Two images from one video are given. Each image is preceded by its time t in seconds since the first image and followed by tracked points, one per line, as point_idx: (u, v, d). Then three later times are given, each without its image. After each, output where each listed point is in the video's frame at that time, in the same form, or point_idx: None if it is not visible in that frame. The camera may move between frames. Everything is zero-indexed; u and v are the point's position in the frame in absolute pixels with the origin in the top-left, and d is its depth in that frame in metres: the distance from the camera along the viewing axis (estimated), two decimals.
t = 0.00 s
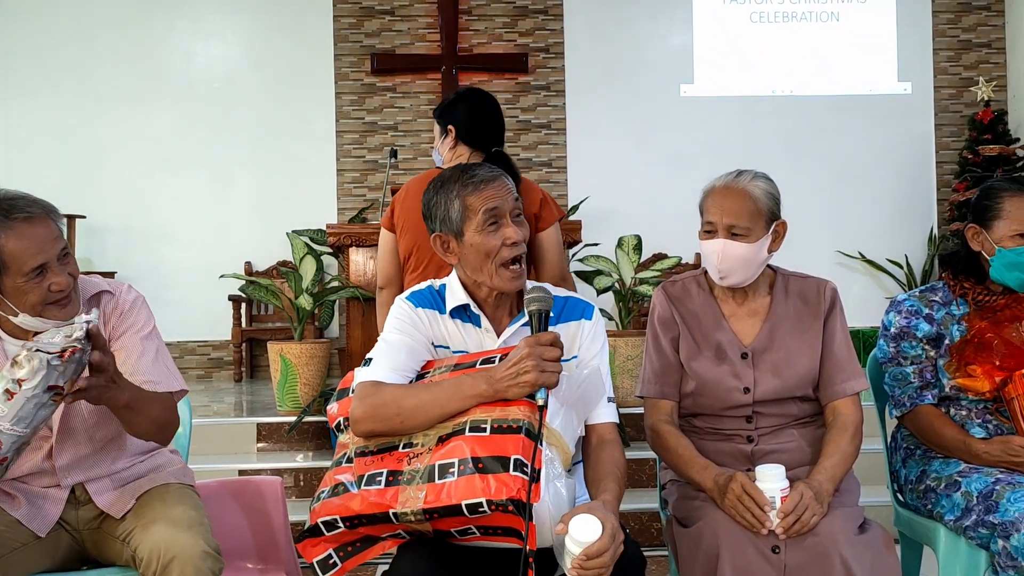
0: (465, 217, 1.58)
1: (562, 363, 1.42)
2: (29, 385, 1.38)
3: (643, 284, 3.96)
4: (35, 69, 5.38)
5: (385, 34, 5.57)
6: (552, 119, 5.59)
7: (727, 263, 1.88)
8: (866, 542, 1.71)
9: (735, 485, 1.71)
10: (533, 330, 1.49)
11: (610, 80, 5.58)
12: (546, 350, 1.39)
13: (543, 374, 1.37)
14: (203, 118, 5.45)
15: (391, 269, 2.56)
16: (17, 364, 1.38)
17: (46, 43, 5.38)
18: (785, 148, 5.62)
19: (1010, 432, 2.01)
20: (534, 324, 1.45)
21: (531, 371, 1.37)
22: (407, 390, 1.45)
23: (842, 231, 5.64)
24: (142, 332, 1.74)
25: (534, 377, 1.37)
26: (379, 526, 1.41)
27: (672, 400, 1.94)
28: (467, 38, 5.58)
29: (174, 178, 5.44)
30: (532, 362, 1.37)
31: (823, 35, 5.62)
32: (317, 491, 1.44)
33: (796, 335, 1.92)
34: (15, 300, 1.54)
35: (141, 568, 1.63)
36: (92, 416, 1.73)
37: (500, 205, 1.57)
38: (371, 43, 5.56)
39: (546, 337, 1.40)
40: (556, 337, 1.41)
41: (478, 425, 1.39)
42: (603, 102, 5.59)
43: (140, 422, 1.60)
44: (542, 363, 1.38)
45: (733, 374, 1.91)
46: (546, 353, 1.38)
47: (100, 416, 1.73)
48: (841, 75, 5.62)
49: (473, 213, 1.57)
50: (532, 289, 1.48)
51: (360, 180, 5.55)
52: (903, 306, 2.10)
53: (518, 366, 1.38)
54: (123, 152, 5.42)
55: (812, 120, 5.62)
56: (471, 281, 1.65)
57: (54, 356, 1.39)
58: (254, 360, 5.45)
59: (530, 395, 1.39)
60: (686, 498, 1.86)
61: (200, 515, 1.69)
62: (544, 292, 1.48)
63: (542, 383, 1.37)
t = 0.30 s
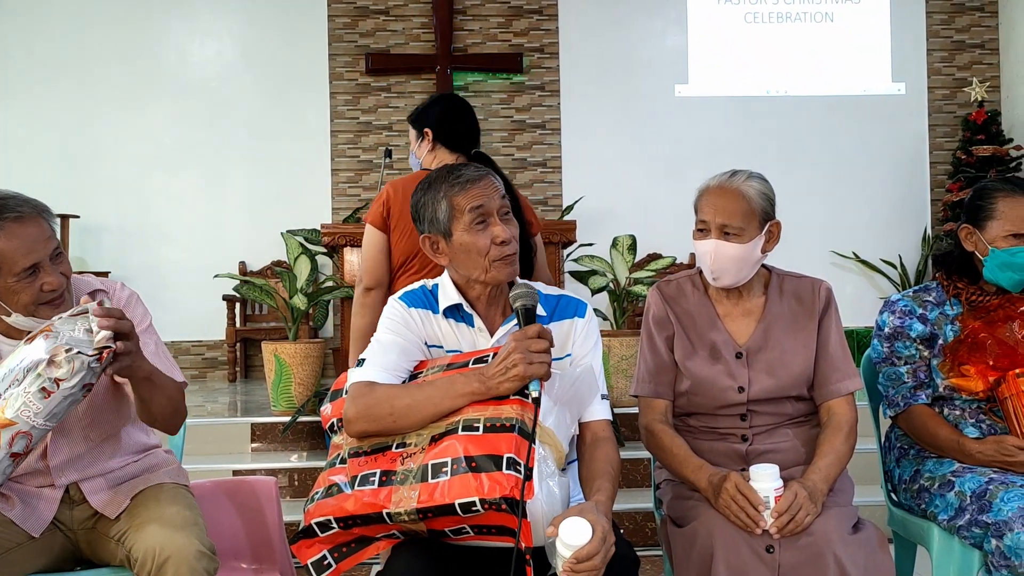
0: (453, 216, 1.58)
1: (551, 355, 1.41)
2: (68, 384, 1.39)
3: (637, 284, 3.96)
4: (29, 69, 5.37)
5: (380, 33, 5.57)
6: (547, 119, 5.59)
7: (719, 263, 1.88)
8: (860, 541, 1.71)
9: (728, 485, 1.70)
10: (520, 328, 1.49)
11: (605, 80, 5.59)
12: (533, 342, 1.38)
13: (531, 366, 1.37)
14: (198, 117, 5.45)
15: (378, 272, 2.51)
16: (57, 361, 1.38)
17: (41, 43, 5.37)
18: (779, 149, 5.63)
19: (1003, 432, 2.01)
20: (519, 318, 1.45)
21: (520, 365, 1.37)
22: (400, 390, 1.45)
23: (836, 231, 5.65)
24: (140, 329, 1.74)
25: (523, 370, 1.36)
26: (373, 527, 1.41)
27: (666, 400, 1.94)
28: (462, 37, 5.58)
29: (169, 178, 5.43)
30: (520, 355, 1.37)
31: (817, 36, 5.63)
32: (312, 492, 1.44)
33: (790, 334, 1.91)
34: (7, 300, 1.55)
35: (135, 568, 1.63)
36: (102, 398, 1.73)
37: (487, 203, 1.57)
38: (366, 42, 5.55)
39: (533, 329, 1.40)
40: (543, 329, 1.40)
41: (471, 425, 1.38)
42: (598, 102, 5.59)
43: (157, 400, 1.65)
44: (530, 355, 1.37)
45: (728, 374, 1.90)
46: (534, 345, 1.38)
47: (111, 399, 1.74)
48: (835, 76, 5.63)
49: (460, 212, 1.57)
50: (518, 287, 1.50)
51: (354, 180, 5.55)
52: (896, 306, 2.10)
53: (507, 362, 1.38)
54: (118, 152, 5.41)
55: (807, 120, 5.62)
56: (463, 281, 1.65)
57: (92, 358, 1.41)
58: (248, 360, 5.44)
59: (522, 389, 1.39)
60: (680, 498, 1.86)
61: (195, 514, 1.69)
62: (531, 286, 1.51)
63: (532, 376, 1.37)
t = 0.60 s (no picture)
0: (455, 219, 1.58)
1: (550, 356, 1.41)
2: (90, 394, 1.37)
3: (635, 284, 3.96)
4: (25, 69, 5.36)
5: (377, 33, 5.56)
6: (544, 119, 5.59)
7: (715, 263, 1.88)
8: (857, 541, 1.71)
9: (726, 485, 1.70)
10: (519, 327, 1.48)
11: (602, 80, 5.59)
12: (533, 343, 1.38)
13: (531, 366, 1.37)
14: (195, 117, 5.44)
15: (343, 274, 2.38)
16: (79, 371, 1.36)
17: (37, 42, 5.36)
18: (776, 149, 5.63)
19: (1000, 432, 2.01)
20: (518, 318, 1.45)
21: (521, 364, 1.37)
22: (400, 390, 1.45)
23: (832, 231, 5.65)
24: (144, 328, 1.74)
25: (524, 369, 1.36)
26: (371, 526, 1.41)
27: (664, 399, 1.94)
28: (459, 37, 5.58)
29: (166, 178, 5.42)
30: (521, 355, 1.37)
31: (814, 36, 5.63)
32: (310, 490, 1.43)
33: (787, 334, 1.92)
34: (8, 300, 1.54)
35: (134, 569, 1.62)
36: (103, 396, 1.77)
37: (490, 207, 1.57)
38: (363, 42, 5.55)
39: (532, 329, 1.39)
40: (541, 329, 1.40)
41: (471, 425, 1.38)
42: (595, 103, 5.59)
43: (173, 389, 1.68)
44: (530, 355, 1.38)
45: (724, 374, 1.91)
46: (533, 345, 1.38)
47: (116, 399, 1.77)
48: (832, 76, 5.64)
49: (463, 215, 1.57)
50: (518, 286, 1.49)
51: (351, 180, 5.54)
52: (892, 306, 2.10)
53: (509, 360, 1.38)
54: (115, 151, 5.40)
55: (804, 120, 5.63)
56: (463, 281, 1.65)
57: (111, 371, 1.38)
58: (245, 360, 5.44)
59: (521, 387, 1.38)
60: (677, 498, 1.86)
61: (194, 516, 1.69)
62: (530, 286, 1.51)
63: (532, 376, 1.37)
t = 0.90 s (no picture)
0: (458, 219, 1.58)
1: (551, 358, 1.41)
2: (113, 442, 1.35)
3: (633, 284, 3.96)
4: (24, 69, 5.36)
5: (376, 33, 5.56)
6: (542, 119, 5.59)
7: (715, 262, 1.88)
8: (856, 542, 1.70)
9: (724, 485, 1.70)
10: (519, 329, 1.48)
11: (601, 80, 5.59)
12: (533, 344, 1.38)
13: (532, 368, 1.37)
14: (194, 117, 5.44)
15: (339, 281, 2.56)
16: (103, 423, 1.32)
17: (35, 42, 5.36)
18: (774, 150, 5.63)
19: (998, 432, 2.01)
20: (519, 321, 1.45)
21: (521, 366, 1.37)
22: (400, 390, 1.45)
23: (830, 231, 5.65)
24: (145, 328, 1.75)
25: (524, 371, 1.36)
26: (370, 526, 1.41)
27: (663, 399, 1.94)
28: (457, 38, 5.58)
29: (165, 178, 5.42)
30: (521, 357, 1.37)
31: (812, 36, 5.63)
32: (309, 489, 1.43)
33: (786, 334, 1.92)
34: (9, 302, 1.54)
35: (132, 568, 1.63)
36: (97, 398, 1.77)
37: (494, 208, 1.57)
38: (362, 42, 5.55)
39: (533, 332, 1.40)
40: (543, 332, 1.40)
41: (471, 426, 1.38)
42: (594, 103, 5.59)
43: (180, 401, 1.69)
44: (530, 357, 1.37)
45: (724, 374, 1.90)
46: (534, 347, 1.38)
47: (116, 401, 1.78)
48: (830, 77, 5.64)
49: (466, 215, 1.57)
50: (518, 288, 1.50)
51: (350, 180, 5.55)
52: (891, 307, 2.10)
53: (509, 362, 1.38)
54: (114, 151, 5.40)
55: (802, 120, 5.63)
56: (465, 281, 1.65)
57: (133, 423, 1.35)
58: (243, 360, 5.44)
59: (522, 392, 1.39)
60: (676, 498, 1.86)
61: (193, 516, 1.69)
62: (529, 288, 1.51)
63: (532, 378, 1.37)
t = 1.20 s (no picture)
0: (459, 216, 1.58)
1: (551, 359, 1.41)
2: (104, 443, 1.37)
3: (633, 284, 3.97)
4: (24, 69, 5.36)
5: (375, 33, 5.57)
6: (542, 119, 5.59)
7: (715, 263, 1.88)
8: (855, 542, 1.70)
9: (724, 486, 1.70)
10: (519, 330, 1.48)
11: (601, 80, 5.59)
12: (533, 346, 1.38)
13: (532, 369, 1.37)
14: (193, 117, 5.44)
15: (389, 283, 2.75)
16: (89, 425, 1.34)
17: (35, 42, 5.36)
18: (774, 149, 5.63)
19: (998, 432, 2.01)
20: (518, 321, 1.45)
21: (521, 368, 1.37)
22: (400, 390, 1.45)
23: (830, 231, 5.66)
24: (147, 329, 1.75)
25: (524, 372, 1.36)
26: (370, 526, 1.41)
27: (663, 400, 1.94)
28: (457, 38, 5.58)
29: (165, 178, 5.42)
30: (521, 357, 1.37)
31: (811, 36, 5.63)
32: (308, 489, 1.43)
33: (786, 335, 1.91)
34: (8, 304, 1.54)
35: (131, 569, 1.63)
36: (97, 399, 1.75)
37: (496, 206, 1.57)
38: (361, 42, 5.55)
39: (533, 333, 1.40)
40: (542, 333, 1.40)
41: (471, 426, 1.38)
42: (593, 103, 5.59)
43: (175, 404, 1.70)
44: (531, 358, 1.37)
45: (723, 374, 1.90)
46: (534, 348, 1.38)
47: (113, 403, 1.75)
48: (830, 77, 5.64)
49: (467, 213, 1.57)
50: (515, 288, 1.50)
51: (349, 180, 5.55)
52: (891, 307, 2.10)
53: (509, 363, 1.38)
54: (114, 151, 5.39)
55: (802, 120, 5.64)
56: (466, 281, 1.65)
57: (119, 422, 1.36)
58: (243, 360, 5.44)
59: (522, 392, 1.38)
60: (675, 498, 1.86)
61: (190, 514, 1.69)
62: (529, 288, 1.51)
63: (533, 379, 1.37)
